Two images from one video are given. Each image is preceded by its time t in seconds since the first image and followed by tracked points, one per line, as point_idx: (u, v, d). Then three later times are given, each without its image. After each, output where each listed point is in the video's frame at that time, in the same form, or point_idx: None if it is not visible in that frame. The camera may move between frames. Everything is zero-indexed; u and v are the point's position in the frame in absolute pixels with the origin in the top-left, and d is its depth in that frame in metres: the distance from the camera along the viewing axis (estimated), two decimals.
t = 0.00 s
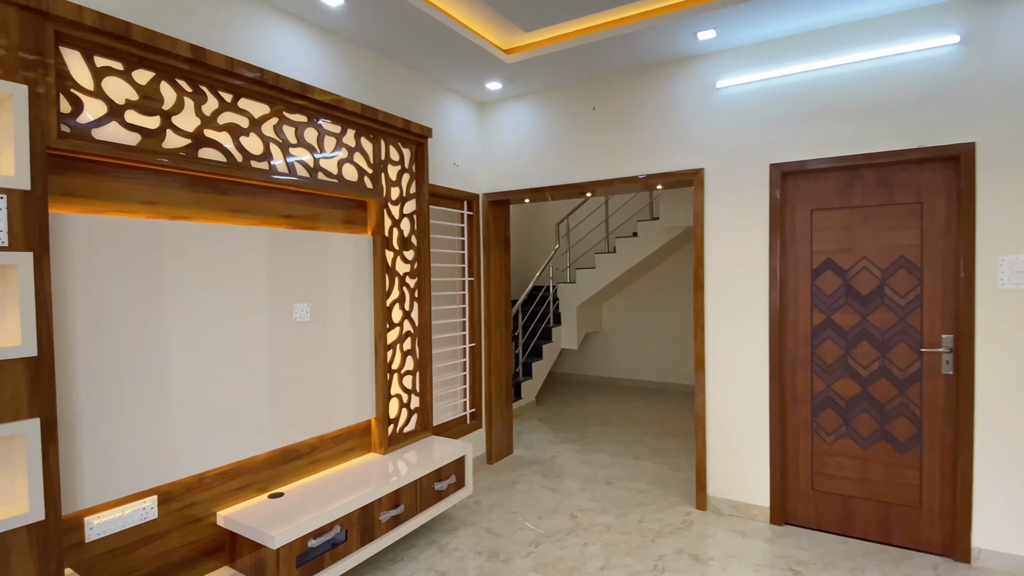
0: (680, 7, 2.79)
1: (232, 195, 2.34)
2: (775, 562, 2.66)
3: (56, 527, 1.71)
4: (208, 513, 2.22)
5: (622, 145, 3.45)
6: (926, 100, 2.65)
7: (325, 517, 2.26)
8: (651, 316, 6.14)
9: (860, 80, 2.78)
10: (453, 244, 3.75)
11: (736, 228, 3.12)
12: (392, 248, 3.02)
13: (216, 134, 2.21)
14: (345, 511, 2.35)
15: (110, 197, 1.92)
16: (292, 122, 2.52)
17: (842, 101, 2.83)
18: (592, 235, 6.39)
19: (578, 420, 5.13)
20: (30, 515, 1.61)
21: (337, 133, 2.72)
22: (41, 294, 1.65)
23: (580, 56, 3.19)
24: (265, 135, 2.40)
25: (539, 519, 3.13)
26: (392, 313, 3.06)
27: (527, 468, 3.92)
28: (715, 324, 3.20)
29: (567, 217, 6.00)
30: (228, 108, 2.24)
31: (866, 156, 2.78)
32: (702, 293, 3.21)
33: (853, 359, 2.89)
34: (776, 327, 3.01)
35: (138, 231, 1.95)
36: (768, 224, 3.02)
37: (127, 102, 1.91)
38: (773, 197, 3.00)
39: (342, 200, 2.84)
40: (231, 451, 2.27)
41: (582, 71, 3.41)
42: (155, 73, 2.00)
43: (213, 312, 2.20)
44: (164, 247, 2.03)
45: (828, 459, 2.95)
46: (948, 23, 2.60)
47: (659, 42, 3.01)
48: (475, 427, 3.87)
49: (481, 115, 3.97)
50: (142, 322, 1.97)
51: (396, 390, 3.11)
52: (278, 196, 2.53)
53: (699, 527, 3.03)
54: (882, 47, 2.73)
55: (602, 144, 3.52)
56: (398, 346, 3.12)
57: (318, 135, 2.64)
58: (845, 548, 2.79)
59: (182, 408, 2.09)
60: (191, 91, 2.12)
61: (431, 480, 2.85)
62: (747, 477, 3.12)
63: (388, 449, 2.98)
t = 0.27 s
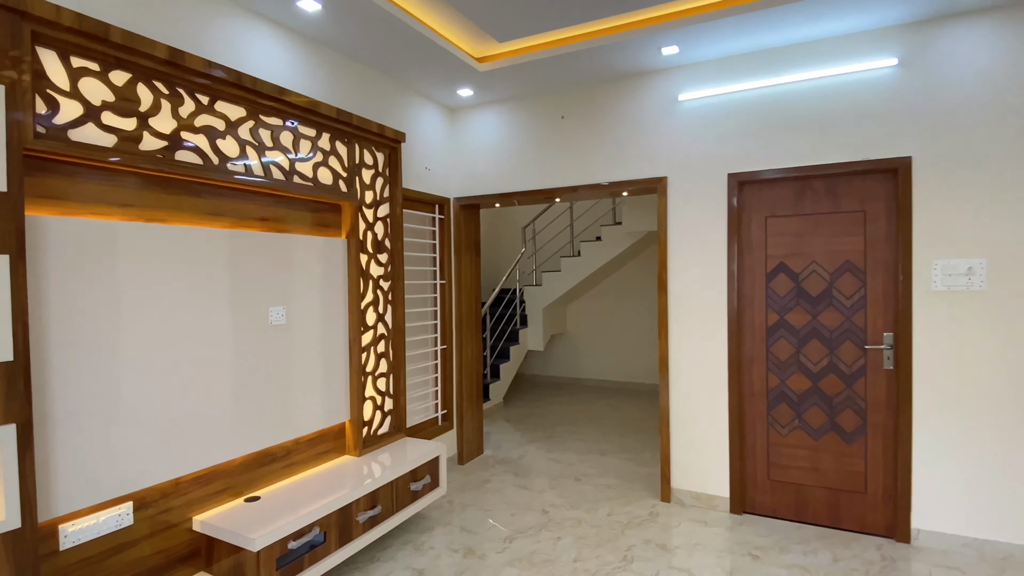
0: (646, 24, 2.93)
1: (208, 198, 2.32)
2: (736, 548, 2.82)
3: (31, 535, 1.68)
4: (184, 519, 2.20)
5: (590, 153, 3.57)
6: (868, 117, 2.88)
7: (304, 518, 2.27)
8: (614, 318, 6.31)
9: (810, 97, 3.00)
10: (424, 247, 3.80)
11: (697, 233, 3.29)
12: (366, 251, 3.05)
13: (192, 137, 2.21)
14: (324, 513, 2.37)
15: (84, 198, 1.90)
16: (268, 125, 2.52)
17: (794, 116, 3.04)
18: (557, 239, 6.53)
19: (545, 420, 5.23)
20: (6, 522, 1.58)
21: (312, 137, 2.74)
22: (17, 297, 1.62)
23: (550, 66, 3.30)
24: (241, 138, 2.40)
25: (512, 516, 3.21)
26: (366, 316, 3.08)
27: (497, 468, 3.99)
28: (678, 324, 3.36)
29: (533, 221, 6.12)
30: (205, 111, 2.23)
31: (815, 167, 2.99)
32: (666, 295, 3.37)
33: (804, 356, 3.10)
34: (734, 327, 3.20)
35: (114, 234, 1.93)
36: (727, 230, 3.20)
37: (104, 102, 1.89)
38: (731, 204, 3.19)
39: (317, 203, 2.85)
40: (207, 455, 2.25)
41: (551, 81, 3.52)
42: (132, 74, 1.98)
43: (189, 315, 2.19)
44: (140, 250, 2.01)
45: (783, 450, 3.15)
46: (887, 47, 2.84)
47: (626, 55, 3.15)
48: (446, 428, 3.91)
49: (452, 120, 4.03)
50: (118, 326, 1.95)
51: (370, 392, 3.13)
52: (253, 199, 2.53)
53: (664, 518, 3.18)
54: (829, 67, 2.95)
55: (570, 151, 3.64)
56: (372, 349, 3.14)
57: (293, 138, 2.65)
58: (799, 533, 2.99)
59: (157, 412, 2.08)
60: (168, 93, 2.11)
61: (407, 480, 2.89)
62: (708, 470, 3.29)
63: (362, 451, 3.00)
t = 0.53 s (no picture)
0: (615, 37, 3.06)
1: (183, 200, 2.30)
2: (701, 537, 2.96)
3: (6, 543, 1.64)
4: (159, 525, 2.17)
5: (560, 159, 3.68)
6: (819, 131, 3.09)
7: (283, 521, 2.27)
8: (580, 320, 6.45)
9: (767, 110, 3.19)
10: (396, 250, 3.82)
11: (663, 238, 3.44)
12: (341, 254, 3.06)
13: (168, 138, 2.19)
14: (303, 515, 2.37)
15: (58, 200, 1.86)
16: (243, 127, 2.51)
17: (752, 128, 3.23)
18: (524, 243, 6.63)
19: (514, 420, 5.31)
20: None
21: (287, 140, 2.74)
22: None
23: (522, 75, 3.39)
24: (217, 140, 2.39)
25: (486, 514, 3.27)
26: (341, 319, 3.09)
27: (469, 468, 4.04)
28: (645, 325, 3.50)
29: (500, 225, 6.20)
30: (181, 113, 2.22)
31: (771, 177, 3.18)
32: (633, 297, 3.51)
33: (762, 354, 3.28)
34: (697, 327, 3.36)
35: (90, 237, 1.90)
36: (690, 235, 3.37)
37: (79, 103, 1.86)
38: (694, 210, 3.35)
39: (292, 206, 2.85)
40: (182, 459, 2.23)
41: (522, 89, 3.61)
42: (108, 75, 1.96)
43: (165, 319, 2.17)
44: (116, 253, 1.99)
45: (743, 443, 3.32)
46: (836, 66, 3.05)
47: (595, 67, 3.28)
48: (418, 430, 3.94)
49: (423, 125, 4.06)
50: (93, 329, 1.92)
51: (344, 395, 3.14)
52: (228, 201, 2.51)
53: (633, 512, 3.30)
54: (784, 83, 3.15)
55: (541, 157, 3.74)
56: (347, 351, 3.15)
57: (269, 140, 2.64)
58: (758, 521, 3.16)
59: (132, 417, 2.05)
60: (144, 94, 2.09)
61: (383, 482, 2.91)
62: (674, 464, 3.44)
63: (337, 454, 3.00)
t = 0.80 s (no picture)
0: (584, 49, 3.16)
1: (153, 202, 2.27)
2: (667, 530, 3.08)
3: None
4: (128, 533, 2.13)
5: (531, 165, 3.76)
6: (776, 143, 3.27)
7: (257, 526, 2.26)
8: (547, 323, 6.55)
9: (727, 122, 3.35)
10: (366, 254, 3.81)
11: (630, 243, 3.56)
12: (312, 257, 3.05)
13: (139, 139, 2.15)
14: (277, 520, 2.37)
15: (24, 201, 1.82)
16: (215, 130, 2.49)
17: (713, 138, 3.38)
18: (492, 246, 6.69)
19: (483, 423, 5.36)
20: None
21: (259, 142, 2.72)
22: None
23: (494, 83, 3.45)
24: (188, 142, 2.36)
25: (459, 515, 3.31)
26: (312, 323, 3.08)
27: (440, 471, 4.07)
28: (613, 327, 3.61)
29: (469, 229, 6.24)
30: (152, 114, 2.19)
31: (731, 185, 3.34)
32: (602, 300, 3.62)
33: (723, 354, 3.43)
34: (662, 329, 3.49)
35: (58, 240, 1.87)
36: (655, 240, 3.50)
37: (49, 103, 1.83)
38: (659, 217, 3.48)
39: (263, 209, 2.83)
40: (152, 466, 2.20)
41: (494, 96, 3.68)
42: (78, 75, 1.93)
43: (135, 323, 2.14)
44: (85, 256, 1.95)
45: (706, 440, 3.46)
46: (791, 82, 3.24)
47: (564, 76, 3.37)
48: (389, 434, 3.94)
49: (395, 129, 4.08)
50: (61, 334, 1.88)
51: (315, 399, 3.12)
52: (199, 204, 2.48)
53: (602, 508, 3.40)
54: (743, 96, 3.32)
55: (512, 163, 3.81)
56: (318, 355, 3.13)
57: (240, 143, 2.62)
58: (720, 514, 3.31)
59: (100, 424, 2.01)
60: (115, 95, 2.06)
61: (356, 485, 2.91)
62: (640, 462, 3.56)
63: (309, 458, 2.99)
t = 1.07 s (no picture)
0: (553, 57, 3.24)
1: (119, 204, 2.23)
2: (634, 525, 3.18)
3: None
4: (94, 542, 2.09)
5: (501, 170, 3.82)
6: (735, 151, 3.42)
7: (228, 531, 2.24)
8: (516, 325, 6.61)
9: (690, 131, 3.48)
10: (336, 257, 3.79)
11: (598, 246, 3.66)
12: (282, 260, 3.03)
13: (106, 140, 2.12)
14: (248, 525, 2.35)
15: None
16: (183, 130, 2.46)
17: (677, 146, 3.51)
18: (461, 249, 6.72)
19: (453, 425, 5.38)
20: None
21: (228, 144, 2.70)
22: None
23: (465, 88, 3.50)
24: (156, 142, 2.33)
25: (430, 516, 3.33)
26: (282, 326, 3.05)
27: (411, 473, 4.07)
28: (581, 329, 3.70)
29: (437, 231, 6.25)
30: (120, 114, 2.15)
31: (693, 192, 3.47)
32: (571, 303, 3.71)
33: (686, 354, 3.56)
34: (629, 330, 3.59)
35: (20, 243, 1.84)
36: (621, 244, 3.61)
37: (13, 101, 1.79)
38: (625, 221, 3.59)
39: (232, 212, 2.80)
40: (116, 473, 2.16)
41: (464, 101, 3.73)
42: (43, 73, 1.89)
43: (98, 327, 2.11)
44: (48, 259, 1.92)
45: (670, 437, 3.58)
46: (749, 93, 3.40)
47: (533, 83, 3.45)
48: (359, 437, 3.92)
49: (364, 131, 4.08)
50: (21, 339, 1.84)
51: (285, 403, 3.10)
52: (166, 206, 2.45)
53: (571, 505, 3.48)
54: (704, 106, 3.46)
55: (482, 167, 3.86)
56: (288, 359, 3.11)
57: (210, 144, 2.59)
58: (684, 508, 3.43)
59: (61, 430, 1.97)
60: (81, 94, 2.02)
61: (328, 489, 2.90)
62: (608, 459, 3.65)
63: (279, 463, 2.96)
